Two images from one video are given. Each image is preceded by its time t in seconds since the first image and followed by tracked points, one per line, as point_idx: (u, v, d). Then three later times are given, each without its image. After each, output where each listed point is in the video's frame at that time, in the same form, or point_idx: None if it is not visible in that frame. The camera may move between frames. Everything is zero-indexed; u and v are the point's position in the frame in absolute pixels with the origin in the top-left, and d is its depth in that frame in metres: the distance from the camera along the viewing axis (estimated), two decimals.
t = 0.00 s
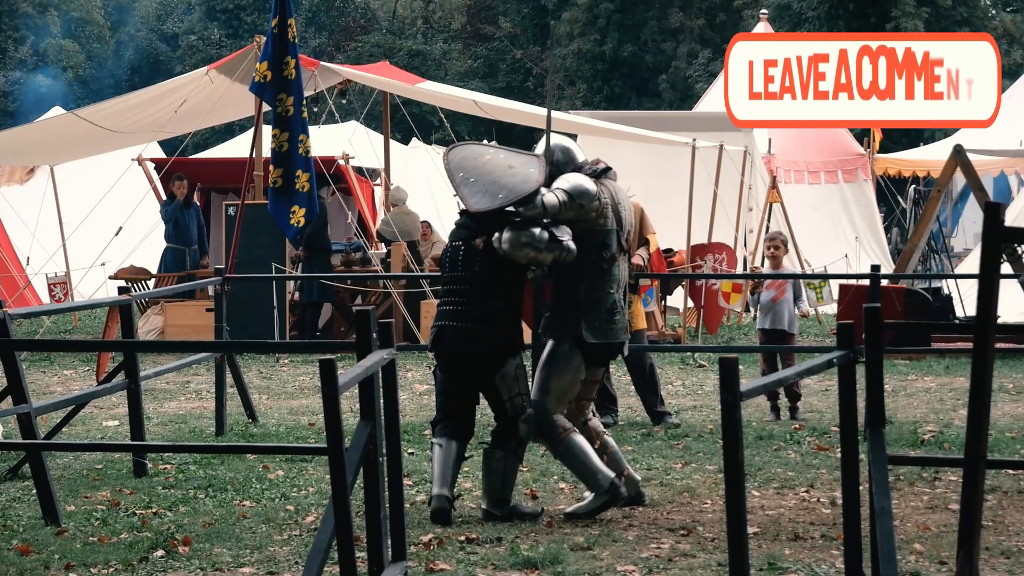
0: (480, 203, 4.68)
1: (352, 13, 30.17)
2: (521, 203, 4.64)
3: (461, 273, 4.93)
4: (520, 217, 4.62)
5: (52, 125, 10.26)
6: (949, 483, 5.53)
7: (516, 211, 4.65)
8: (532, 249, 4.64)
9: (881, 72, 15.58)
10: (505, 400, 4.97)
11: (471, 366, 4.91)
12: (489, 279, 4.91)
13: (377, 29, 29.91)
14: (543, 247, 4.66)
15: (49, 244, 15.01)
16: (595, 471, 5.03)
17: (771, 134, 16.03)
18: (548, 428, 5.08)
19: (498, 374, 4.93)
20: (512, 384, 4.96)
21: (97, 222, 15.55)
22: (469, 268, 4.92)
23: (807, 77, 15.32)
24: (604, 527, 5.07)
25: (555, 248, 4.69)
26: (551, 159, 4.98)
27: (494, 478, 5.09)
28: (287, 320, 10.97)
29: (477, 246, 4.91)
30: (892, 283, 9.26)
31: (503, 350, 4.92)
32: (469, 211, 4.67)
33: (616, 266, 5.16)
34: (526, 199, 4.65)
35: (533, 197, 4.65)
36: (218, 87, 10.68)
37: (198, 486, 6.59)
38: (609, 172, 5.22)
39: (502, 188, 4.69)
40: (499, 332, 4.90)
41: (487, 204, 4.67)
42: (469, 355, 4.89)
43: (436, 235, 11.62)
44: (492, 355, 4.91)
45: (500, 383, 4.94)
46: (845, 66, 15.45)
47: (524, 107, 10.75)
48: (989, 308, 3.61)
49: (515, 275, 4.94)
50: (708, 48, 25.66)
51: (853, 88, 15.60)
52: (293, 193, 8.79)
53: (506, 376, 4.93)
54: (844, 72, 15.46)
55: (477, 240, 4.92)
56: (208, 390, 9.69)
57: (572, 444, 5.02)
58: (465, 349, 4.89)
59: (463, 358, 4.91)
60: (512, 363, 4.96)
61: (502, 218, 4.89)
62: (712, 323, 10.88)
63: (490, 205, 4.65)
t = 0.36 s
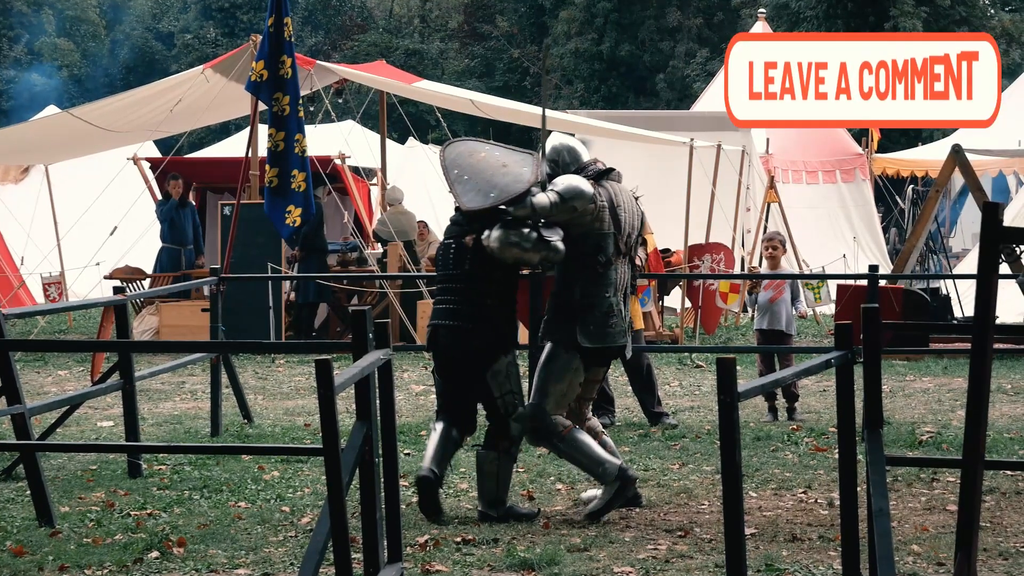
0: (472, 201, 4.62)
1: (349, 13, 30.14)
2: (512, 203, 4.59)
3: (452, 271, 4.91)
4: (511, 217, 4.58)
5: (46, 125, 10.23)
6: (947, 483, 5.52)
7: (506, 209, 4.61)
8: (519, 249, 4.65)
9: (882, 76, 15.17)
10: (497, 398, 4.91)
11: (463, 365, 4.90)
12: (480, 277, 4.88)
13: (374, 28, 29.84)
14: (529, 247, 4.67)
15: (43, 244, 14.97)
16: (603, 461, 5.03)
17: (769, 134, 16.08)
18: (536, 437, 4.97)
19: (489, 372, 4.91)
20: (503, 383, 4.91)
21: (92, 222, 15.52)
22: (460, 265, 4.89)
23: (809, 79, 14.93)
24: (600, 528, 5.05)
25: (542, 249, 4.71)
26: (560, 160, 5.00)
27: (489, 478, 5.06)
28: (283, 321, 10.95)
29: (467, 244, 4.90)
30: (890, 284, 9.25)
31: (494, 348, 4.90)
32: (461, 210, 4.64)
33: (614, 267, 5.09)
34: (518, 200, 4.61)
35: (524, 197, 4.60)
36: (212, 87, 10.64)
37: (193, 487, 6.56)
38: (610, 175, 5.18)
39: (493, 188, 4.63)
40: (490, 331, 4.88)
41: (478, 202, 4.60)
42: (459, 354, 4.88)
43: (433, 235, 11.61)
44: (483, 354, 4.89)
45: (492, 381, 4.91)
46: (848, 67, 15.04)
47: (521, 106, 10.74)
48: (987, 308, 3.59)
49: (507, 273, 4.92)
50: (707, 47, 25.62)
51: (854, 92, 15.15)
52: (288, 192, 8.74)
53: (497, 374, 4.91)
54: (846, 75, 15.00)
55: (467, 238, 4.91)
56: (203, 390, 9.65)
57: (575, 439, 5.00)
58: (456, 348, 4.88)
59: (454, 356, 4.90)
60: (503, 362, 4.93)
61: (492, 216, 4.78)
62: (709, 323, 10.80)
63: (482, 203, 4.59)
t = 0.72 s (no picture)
0: (453, 202, 4.67)
1: (340, 10, 29.78)
2: (493, 205, 4.65)
3: (434, 273, 4.90)
4: (491, 220, 4.65)
5: (37, 122, 10.18)
6: (941, 484, 5.51)
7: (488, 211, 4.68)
8: (497, 251, 4.69)
9: (882, 77, 15.05)
10: (482, 399, 4.92)
11: (447, 367, 4.89)
12: (461, 280, 4.87)
13: (365, 26, 29.56)
14: (506, 250, 4.69)
15: (32, 243, 14.91)
16: (605, 465, 4.94)
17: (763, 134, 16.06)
18: (540, 441, 4.96)
19: (472, 372, 4.90)
20: (486, 383, 4.91)
21: (81, 222, 15.46)
22: (441, 268, 4.87)
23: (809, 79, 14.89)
24: (592, 530, 5.01)
25: (522, 252, 4.70)
26: (566, 158, 5.01)
27: (480, 479, 5.05)
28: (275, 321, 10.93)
29: (448, 246, 4.88)
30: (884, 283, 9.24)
31: (479, 350, 4.88)
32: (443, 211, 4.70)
33: (609, 268, 5.00)
34: (498, 202, 4.66)
35: (503, 201, 4.65)
36: (204, 85, 10.58)
37: (183, 487, 6.53)
38: (609, 176, 5.06)
39: (473, 189, 4.67)
40: (474, 333, 4.86)
41: (457, 204, 4.67)
42: (442, 356, 4.87)
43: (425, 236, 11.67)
44: (467, 355, 4.89)
45: (476, 381, 4.90)
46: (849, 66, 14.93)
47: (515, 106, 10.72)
48: (980, 309, 3.57)
49: (491, 275, 4.90)
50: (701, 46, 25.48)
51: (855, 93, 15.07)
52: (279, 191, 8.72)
53: (480, 375, 4.90)
54: (845, 74, 14.94)
55: (448, 240, 4.89)
56: (194, 391, 9.62)
57: (578, 443, 4.94)
58: (438, 350, 4.86)
59: (439, 359, 4.89)
60: (488, 363, 4.91)
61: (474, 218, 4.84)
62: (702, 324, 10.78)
63: (460, 205, 4.65)
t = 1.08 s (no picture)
0: (432, 215, 4.58)
1: (327, 6, 29.53)
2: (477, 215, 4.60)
3: (409, 280, 4.91)
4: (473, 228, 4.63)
5: (20, 121, 10.08)
6: (932, 485, 5.48)
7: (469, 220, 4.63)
8: (472, 256, 4.71)
9: (882, 76, 15.66)
10: (462, 401, 4.91)
11: (428, 371, 4.91)
12: (434, 286, 4.87)
13: (352, 24, 29.30)
14: (484, 252, 4.71)
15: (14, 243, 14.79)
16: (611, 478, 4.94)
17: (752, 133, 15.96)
18: (554, 448, 5.00)
19: (449, 374, 4.90)
20: (464, 383, 4.89)
21: (64, 221, 15.34)
22: (414, 275, 4.88)
23: (808, 78, 15.56)
24: (581, 530, 4.98)
25: (500, 258, 4.72)
26: (565, 153, 4.94)
27: (467, 479, 5.02)
28: (260, 321, 10.85)
29: (420, 253, 4.86)
30: (876, 283, 9.22)
31: (456, 351, 4.88)
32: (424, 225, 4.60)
33: (602, 268, 4.92)
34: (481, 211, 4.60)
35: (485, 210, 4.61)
36: (189, 83, 10.48)
37: (168, 490, 6.45)
38: (604, 175, 4.98)
39: (452, 201, 4.56)
40: (452, 336, 4.86)
41: (437, 217, 4.56)
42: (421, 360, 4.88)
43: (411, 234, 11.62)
44: (444, 358, 4.90)
45: (453, 383, 4.89)
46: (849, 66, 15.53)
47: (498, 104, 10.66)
48: (972, 309, 3.53)
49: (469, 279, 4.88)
50: (690, 44, 25.60)
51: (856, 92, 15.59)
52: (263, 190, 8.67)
53: (456, 377, 4.89)
54: (845, 74, 15.51)
55: (420, 246, 4.86)
56: (178, 392, 9.53)
57: (593, 453, 4.96)
58: (419, 355, 4.88)
59: (421, 363, 4.91)
60: (466, 364, 4.90)
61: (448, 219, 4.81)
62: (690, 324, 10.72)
63: (440, 219, 4.55)
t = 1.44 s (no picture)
0: (413, 226, 4.63)
1: (316, 5, 29.42)
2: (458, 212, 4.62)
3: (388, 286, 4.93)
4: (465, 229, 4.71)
5: (6, 119, 10.05)
6: (923, 485, 5.47)
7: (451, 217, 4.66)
8: (447, 261, 4.73)
9: (882, 76, 15.13)
10: (443, 402, 4.91)
11: (414, 373, 4.95)
12: (410, 294, 4.88)
13: (340, 21, 29.14)
14: (461, 254, 4.72)
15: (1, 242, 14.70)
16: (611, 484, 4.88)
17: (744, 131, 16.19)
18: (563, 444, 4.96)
19: (431, 377, 4.91)
20: (444, 388, 4.89)
21: (51, 219, 15.26)
22: (392, 281, 4.90)
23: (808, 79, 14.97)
24: (572, 530, 4.95)
25: (462, 263, 4.73)
26: (564, 146, 4.91)
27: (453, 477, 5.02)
28: (248, 321, 10.80)
29: (397, 259, 4.89)
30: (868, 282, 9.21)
31: (437, 353, 4.89)
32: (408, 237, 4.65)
33: (601, 265, 4.88)
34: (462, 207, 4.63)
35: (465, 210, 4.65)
36: (176, 81, 10.43)
37: (155, 490, 6.39)
38: (603, 172, 4.92)
39: (428, 210, 4.61)
40: (433, 340, 4.87)
41: (417, 228, 4.62)
42: (407, 363, 4.90)
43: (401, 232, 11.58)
44: (425, 362, 4.94)
45: (435, 385, 4.90)
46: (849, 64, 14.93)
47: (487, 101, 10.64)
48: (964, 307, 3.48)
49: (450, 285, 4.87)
50: (681, 41, 25.62)
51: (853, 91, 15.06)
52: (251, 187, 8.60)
53: (437, 380, 4.89)
54: (846, 74, 14.87)
55: (397, 251, 4.89)
56: (166, 392, 9.47)
57: (598, 453, 4.88)
58: (405, 358, 4.91)
59: (406, 366, 4.94)
60: (446, 366, 4.90)
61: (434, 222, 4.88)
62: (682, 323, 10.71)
63: (420, 229, 4.60)
